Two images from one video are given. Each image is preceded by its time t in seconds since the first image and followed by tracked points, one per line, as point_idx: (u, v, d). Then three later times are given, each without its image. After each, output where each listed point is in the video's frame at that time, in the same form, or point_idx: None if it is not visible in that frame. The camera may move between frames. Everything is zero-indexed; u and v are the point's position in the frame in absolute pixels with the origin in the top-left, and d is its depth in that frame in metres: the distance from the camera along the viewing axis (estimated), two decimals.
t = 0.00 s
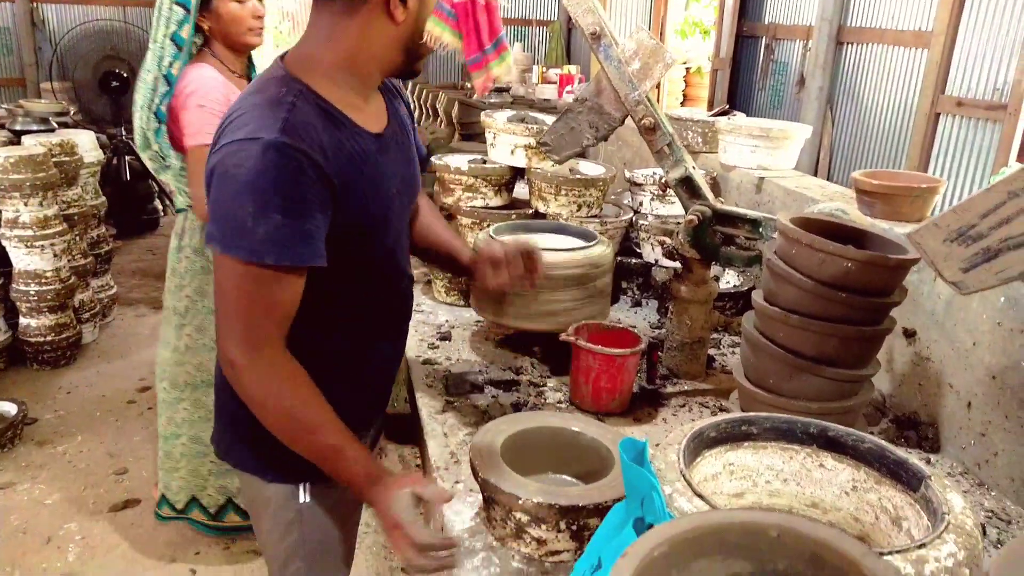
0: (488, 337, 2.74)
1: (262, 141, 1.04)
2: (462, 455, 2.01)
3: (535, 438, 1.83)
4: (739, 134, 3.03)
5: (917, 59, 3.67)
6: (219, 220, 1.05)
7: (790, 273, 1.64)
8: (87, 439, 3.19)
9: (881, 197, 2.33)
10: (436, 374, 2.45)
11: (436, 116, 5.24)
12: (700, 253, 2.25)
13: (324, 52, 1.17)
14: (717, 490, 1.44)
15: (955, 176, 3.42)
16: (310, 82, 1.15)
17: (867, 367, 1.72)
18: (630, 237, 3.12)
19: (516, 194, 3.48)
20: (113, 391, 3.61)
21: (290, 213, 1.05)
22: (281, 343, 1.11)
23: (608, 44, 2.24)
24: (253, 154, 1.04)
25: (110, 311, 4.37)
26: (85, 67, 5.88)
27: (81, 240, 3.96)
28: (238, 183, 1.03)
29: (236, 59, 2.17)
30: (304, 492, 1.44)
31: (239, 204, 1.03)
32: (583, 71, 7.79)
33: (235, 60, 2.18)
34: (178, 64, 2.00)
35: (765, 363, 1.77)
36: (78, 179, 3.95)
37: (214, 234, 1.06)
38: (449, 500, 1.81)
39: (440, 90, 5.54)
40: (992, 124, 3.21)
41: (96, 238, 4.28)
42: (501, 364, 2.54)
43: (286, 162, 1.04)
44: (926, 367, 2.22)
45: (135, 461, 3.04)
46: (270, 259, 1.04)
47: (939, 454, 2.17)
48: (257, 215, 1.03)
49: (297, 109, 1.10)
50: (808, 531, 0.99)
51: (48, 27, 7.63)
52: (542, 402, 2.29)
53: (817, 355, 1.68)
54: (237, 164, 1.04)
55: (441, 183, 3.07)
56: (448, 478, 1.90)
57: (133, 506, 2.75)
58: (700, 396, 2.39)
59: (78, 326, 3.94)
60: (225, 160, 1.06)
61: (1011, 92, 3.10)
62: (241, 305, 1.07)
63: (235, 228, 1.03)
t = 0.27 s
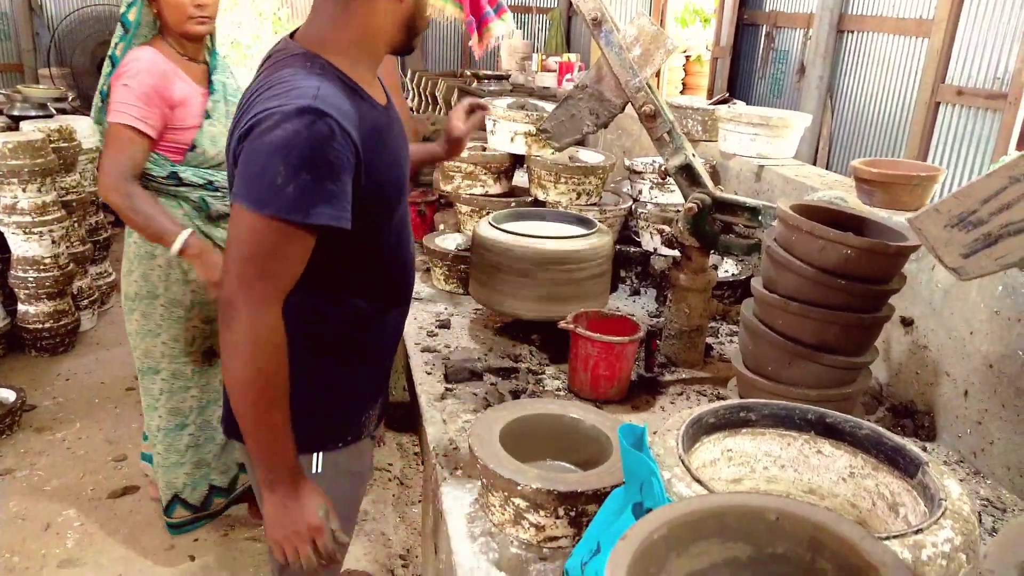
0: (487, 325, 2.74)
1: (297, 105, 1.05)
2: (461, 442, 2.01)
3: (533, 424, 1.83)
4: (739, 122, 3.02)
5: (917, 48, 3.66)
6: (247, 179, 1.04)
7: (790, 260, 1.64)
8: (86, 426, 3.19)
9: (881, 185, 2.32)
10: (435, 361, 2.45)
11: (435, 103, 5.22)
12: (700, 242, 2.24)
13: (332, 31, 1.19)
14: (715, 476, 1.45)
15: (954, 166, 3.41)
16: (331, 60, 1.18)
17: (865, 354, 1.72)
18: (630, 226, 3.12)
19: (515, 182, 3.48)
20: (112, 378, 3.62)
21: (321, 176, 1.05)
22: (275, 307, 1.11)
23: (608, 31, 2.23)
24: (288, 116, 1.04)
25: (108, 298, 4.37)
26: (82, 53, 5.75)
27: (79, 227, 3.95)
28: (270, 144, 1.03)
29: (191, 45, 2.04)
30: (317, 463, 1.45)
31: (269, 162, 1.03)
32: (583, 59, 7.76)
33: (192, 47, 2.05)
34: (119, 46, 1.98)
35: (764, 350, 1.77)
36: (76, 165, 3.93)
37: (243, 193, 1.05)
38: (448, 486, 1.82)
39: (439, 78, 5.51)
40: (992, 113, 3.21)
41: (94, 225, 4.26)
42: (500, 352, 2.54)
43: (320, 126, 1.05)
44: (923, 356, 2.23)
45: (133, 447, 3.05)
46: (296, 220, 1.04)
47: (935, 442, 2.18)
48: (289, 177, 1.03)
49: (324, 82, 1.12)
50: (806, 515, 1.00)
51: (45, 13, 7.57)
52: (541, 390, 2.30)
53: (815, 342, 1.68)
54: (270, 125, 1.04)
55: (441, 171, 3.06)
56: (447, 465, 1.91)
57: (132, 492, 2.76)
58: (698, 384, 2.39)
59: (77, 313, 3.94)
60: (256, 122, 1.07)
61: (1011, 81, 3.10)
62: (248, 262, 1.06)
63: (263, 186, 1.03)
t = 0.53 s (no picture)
0: (491, 322, 2.73)
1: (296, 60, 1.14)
2: (465, 439, 2.00)
3: (538, 422, 1.82)
4: (744, 118, 3.00)
5: (923, 42, 3.63)
6: (249, 127, 1.11)
7: (797, 256, 1.62)
8: (90, 422, 3.19)
9: (888, 181, 2.31)
10: (439, 358, 2.44)
11: (438, 99, 5.21)
12: (705, 238, 2.23)
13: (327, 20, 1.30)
14: (721, 474, 1.44)
15: (960, 162, 3.39)
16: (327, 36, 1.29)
17: (872, 351, 1.71)
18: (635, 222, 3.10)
19: (520, 178, 3.47)
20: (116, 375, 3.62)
21: (318, 121, 1.13)
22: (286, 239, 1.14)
23: (613, 25, 2.22)
24: (288, 69, 1.13)
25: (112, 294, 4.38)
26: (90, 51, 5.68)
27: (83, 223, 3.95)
28: (270, 92, 1.11)
29: (157, 36, 1.99)
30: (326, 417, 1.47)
31: (270, 105, 1.10)
32: (586, 54, 7.73)
33: (159, 37, 2.00)
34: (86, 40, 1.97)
35: (770, 347, 1.76)
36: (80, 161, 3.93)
37: (244, 139, 1.11)
38: (452, 483, 1.81)
39: (442, 73, 5.49)
40: (998, 109, 3.19)
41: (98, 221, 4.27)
42: (504, 348, 2.53)
43: (317, 78, 1.14)
44: (930, 353, 2.22)
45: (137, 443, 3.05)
46: (297, 158, 1.10)
47: (942, 440, 2.17)
48: (289, 120, 1.10)
49: (320, 45, 1.21)
50: (814, 512, 0.99)
51: (47, 8, 7.54)
52: (545, 387, 2.29)
53: (822, 339, 1.66)
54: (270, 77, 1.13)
55: (445, 167, 3.05)
56: (451, 462, 1.90)
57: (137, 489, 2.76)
58: (703, 381, 2.38)
59: (81, 310, 3.95)
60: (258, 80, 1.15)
61: (1018, 76, 3.07)
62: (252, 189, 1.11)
63: (265, 126, 1.10)
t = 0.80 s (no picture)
0: (496, 324, 2.73)
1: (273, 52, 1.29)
2: (471, 441, 2.00)
3: (544, 424, 1.82)
4: (748, 118, 3.00)
5: (927, 42, 3.63)
6: (234, 115, 1.26)
7: (803, 257, 1.62)
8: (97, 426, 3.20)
9: (893, 180, 2.30)
10: (445, 360, 2.44)
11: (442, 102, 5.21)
12: (710, 239, 2.23)
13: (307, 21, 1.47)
14: (729, 476, 1.44)
15: (965, 161, 3.38)
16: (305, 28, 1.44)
17: (880, 352, 1.70)
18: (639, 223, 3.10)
19: (524, 180, 3.47)
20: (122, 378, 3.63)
21: (296, 105, 1.28)
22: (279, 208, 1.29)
23: (616, 28, 2.22)
24: (266, 59, 1.28)
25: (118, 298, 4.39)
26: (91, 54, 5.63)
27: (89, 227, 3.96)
28: (250, 81, 1.26)
29: (134, 39, 2.02)
30: (340, 388, 1.67)
31: (252, 97, 1.25)
32: (589, 56, 7.73)
33: (137, 40, 2.03)
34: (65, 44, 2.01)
35: (776, 348, 1.76)
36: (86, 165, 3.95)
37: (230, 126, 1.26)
38: (459, 486, 1.81)
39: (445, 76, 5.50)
40: (1003, 108, 3.18)
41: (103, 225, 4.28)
42: (509, 350, 2.53)
43: (293, 65, 1.29)
44: (937, 353, 2.21)
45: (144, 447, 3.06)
46: (279, 140, 1.26)
47: (950, 440, 2.16)
48: (269, 106, 1.25)
49: (296, 36, 1.35)
50: (824, 515, 0.99)
51: (52, 12, 7.57)
52: (551, 388, 2.29)
53: (828, 340, 1.66)
54: (250, 69, 1.28)
55: (449, 169, 3.06)
56: (457, 465, 1.90)
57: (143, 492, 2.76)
58: (709, 382, 2.37)
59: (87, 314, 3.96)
60: (239, 72, 1.30)
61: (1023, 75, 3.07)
62: (240, 176, 1.26)
63: (247, 115, 1.25)
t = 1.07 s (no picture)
0: (503, 326, 2.72)
1: (267, 63, 1.47)
2: (478, 444, 2.00)
3: (549, 427, 1.81)
4: (755, 118, 2.98)
5: (934, 40, 3.60)
6: (239, 128, 1.46)
7: (810, 257, 1.61)
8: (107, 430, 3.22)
9: (902, 179, 2.28)
10: (451, 363, 2.44)
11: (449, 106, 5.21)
12: (717, 240, 2.21)
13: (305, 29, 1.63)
14: (738, 479, 1.42)
15: (974, 160, 3.36)
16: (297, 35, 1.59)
17: (888, 353, 1.68)
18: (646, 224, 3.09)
19: (530, 182, 3.46)
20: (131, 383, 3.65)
21: (293, 111, 1.46)
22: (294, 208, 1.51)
23: (621, 28, 2.21)
24: (263, 72, 1.46)
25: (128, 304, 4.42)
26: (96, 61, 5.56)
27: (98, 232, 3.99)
28: (251, 95, 1.45)
29: (104, 47, 2.13)
30: (368, 387, 1.87)
31: (250, 108, 1.45)
32: (595, 58, 7.73)
33: (104, 48, 2.13)
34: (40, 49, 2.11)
35: (784, 349, 1.75)
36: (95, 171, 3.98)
37: (238, 140, 1.46)
38: (465, 490, 1.80)
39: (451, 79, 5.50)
40: (1012, 105, 3.15)
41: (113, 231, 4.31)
42: (515, 353, 2.52)
43: (287, 73, 1.46)
44: (946, 353, 2.19)
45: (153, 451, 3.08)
46: (282, 147, 1.45)
47: (960, 441, 2.14)
48: (269, 116, 1.45)
49: (287, 44, 1.52)
50: (833, 518, 0.98)
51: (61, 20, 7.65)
52: (558, 391, 2.28)
53: (837, 340, 1.65)
54: (249, 83, 1.47)
55: (455, 172, 3.05)
56: (464, 468, 1.89)
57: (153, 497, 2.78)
58: (716, 384, 2.36)
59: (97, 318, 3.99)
60: (240, 85, 1.49)
61: None
62: (250, 180, 1.47)
63: (251, 126, 1.45)
